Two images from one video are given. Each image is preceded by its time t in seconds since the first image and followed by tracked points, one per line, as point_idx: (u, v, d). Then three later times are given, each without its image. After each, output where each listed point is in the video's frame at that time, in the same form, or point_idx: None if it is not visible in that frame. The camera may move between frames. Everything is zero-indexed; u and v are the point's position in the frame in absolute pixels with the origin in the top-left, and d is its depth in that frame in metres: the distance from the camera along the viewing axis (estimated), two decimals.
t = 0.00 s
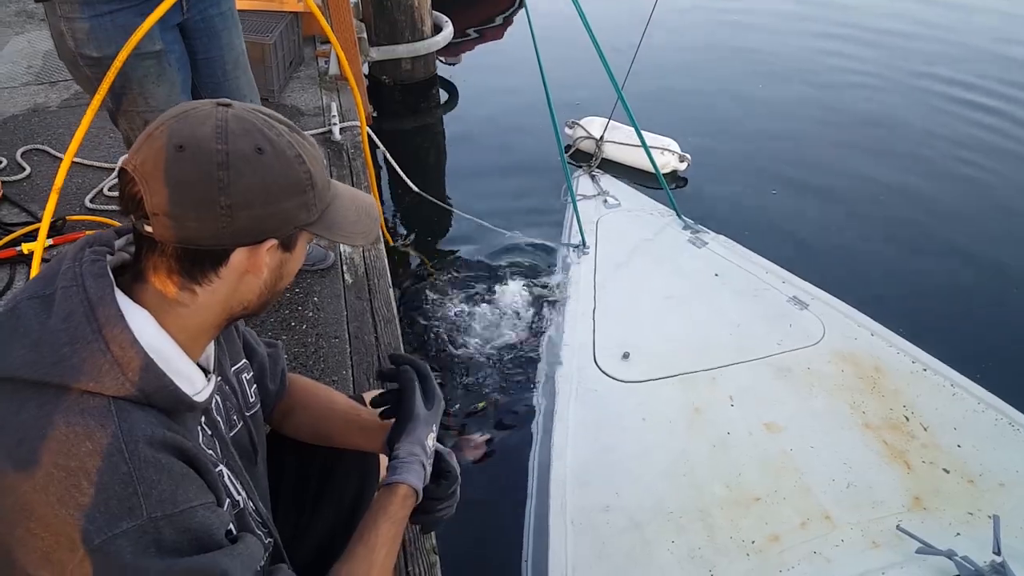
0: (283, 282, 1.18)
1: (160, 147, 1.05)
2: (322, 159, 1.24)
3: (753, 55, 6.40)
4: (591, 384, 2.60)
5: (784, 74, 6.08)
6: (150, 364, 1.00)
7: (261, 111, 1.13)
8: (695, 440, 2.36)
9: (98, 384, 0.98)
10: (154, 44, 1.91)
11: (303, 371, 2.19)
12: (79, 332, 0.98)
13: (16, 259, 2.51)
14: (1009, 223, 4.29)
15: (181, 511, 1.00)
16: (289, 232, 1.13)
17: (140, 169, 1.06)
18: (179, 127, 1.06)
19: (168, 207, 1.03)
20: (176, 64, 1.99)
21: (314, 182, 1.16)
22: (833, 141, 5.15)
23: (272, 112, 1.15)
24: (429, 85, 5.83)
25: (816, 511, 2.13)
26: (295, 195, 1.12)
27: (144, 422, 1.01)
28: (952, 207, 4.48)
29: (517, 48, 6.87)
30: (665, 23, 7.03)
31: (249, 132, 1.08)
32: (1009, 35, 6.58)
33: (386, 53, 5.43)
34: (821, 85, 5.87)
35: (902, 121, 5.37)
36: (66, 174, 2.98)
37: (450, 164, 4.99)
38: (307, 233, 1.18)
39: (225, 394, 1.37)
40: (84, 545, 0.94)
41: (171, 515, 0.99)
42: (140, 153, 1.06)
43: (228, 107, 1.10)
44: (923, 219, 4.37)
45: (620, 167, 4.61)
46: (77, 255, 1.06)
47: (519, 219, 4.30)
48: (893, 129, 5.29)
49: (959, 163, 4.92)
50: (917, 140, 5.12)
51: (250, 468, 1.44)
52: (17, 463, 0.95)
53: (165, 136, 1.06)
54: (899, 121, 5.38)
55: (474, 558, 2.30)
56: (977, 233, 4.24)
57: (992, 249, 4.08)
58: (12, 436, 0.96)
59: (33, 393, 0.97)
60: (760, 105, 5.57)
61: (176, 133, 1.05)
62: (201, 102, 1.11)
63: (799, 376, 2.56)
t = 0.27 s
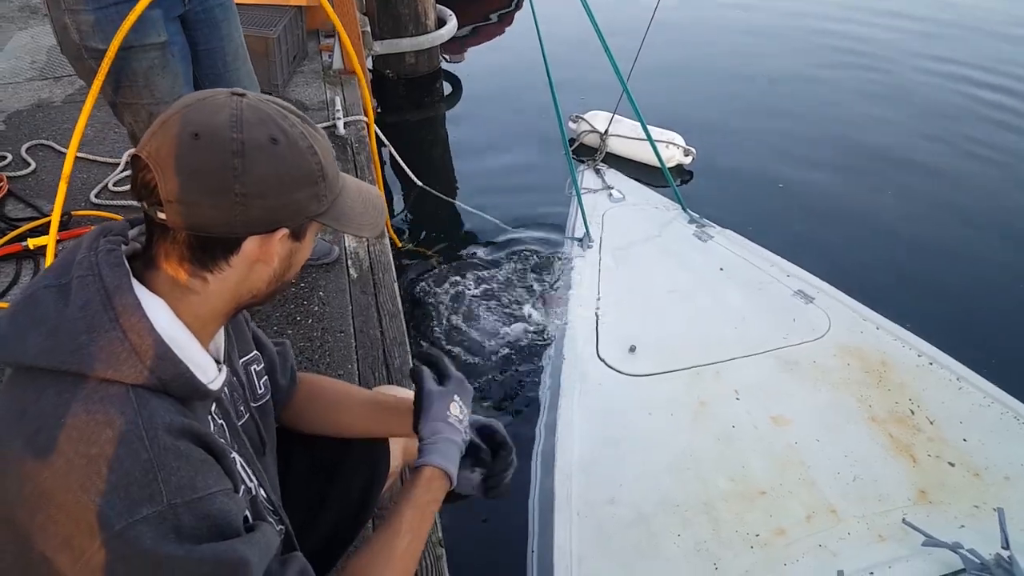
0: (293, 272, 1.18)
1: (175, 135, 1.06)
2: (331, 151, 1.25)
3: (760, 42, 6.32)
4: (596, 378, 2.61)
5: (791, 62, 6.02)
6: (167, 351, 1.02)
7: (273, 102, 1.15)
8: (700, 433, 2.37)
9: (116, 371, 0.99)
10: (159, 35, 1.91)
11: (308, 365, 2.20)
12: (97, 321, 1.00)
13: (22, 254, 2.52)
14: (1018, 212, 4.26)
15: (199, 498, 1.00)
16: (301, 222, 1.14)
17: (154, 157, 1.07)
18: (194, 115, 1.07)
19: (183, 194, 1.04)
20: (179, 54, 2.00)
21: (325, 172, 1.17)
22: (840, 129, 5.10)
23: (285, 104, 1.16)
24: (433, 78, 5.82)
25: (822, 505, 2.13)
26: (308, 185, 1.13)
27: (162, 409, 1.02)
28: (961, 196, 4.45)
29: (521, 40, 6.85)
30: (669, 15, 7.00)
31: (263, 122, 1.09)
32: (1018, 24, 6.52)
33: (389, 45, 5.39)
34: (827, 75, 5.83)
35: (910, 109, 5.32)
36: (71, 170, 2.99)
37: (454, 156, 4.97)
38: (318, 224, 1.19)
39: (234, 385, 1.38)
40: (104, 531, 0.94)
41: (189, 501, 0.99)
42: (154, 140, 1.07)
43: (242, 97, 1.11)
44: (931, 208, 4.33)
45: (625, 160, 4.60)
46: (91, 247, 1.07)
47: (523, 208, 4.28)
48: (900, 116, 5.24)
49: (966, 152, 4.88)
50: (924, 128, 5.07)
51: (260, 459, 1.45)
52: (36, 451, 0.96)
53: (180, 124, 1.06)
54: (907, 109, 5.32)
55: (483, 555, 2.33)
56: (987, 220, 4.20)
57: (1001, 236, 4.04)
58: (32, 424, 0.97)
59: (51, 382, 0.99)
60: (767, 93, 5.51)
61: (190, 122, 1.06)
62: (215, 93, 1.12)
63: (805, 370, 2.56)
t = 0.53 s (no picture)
0: (308, 262, 1.20)
1: (204, 121, 1.08)
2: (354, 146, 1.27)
3: (764, 45, 6.38)
4: (603, 370, 2.61)
5: (795, 65, 6.06)
6: (186, 332, 1.03)
7: (302, 95, 1.17)
8: (707, 426, 2.37)
9: (137, 350, 1.01)
10: (173, 23, 1.92)
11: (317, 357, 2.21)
12: (117, 300, 1.01)
13: (32, 247, 2.54)
14: None
15: (215, 476, 1.03)
16: (321, 213, 1.15)
17: (182, 142, 1.09)
18: (224, 103, 1.09)
19: (209, 179, 1.06)
20: (192, 43, 2.00)
21: (348, 167, 1.18)
22: (845, 127, 5.11)
23: (312, 97, 1.18)
24: (440, 71, 5.82)
25: (829, 498, 2.13)
26: (330, 177, 1.15)
27: (181, 388, 1.05)
28: (970, 191, 4.42)
29: (528, 34, 6.83)
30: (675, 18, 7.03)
31: (291, 113, 1.11)
32: None
33: (396, 39, 5.40)
34: (833, 77, 5.84)
35: (917, 109, 5.32)
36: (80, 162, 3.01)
37: (461, 149, 4.97)
38: (337, 216, 1.21)
39: (246, 369, 1.39)
40: (123, 507, 0.97)
41: (206, 479, 1.02)
42: (184, 125, 1.09)
43: (271, 88, 1.13)
44: (938, 204, 4.32)
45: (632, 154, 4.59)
46: (108, 228, 1.09)
47: (529, 199, 4.27)
48: (906, 116, 5.24)
49: (976, 149, 4.86)
50: (931, 127, 5.07)
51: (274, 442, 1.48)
52: (58, 428, 0.99)
53: (210, 110, 1.08)
54: (913, 109, 5.32)
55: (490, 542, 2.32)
56: (997, 215, 4.17)
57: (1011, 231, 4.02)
58: (52, 402, 0.99)
59: (72, 360, 1.01)
60: (771, 96, 5.56)
61: (220, 109, 1.08)
62: (245, 82, 1.14)
63: (813, 363, 2.55)
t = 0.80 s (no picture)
0: (324, 255, 1.20)
1: (233, 111, 1.09)
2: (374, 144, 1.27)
3: (770, 38, 6.35)
4: (610, 362, 2.61)
5: (801, 56, 6.03)
6: (207, 315, 1.04)
7: (330, 93, 1.18)
8: (713, 417, 2.37)
9: (157, 331, 1.02)
10: (184, 8, 1.91)
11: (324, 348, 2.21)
12: (136, 283, 1.02)
13: (40, 238, 2.54)
14: None
15: (237, 456, 1.05)
16: (341, 209, 1.16)
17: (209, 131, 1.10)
18: (253, 95, 1.10)
19: (235, 168, 1.07)
20: (204, 28, 1.99)
21: (370, 165, 1.19)
22: (852, 117, 5.08)
23: (339, 97, 1.19)
24: (446, 62, 5.80)
25: (836, 489, 2.13)
26: (353, 174, 1.15)
27: (202, 369, 1.06)
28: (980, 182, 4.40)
29: (534, 24, 6.80)
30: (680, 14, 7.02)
31: (319, 109, 1.11)
32: None
33: (402, 28, 5.36)
34: (841, 66, 5.81)
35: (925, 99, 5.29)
36: (86, 153, 3.01)
37: (467, 140, 4.96)
38: (355, 213, 1.21)
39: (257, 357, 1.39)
40: (146, 485, 0.98)
41: (227, 459, 1.04)
42: (213, 114, 1.10)
43: (300, 84, 1.14)
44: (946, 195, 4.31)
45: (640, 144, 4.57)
46: (124, 214, 1.09)
47: (536, 189, 4.26)
48: (914, 105, 5.21)
49: (985, 140, 4.83)
50: (939, 118, 5.04)
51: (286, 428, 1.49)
52: (76, 411, 0.99)
53: (239, 102, 1.09)
54: (921, 99, 5.29)
55: (499, 533, 2.35)
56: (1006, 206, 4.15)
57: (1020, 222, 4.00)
58: (72, 385, 1.00)
59: (92, 342, 1.01)
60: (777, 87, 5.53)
61: (249, 101, 1.09)
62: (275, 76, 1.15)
63: (821, 355, 2.55)
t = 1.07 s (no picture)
0: (327, 257, 1.20)
1: (246, 109, 1.09)
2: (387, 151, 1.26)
3: (777, 33, 6.32)
4: (615, 356, 2.60)
5: (809, 52, 5.99)
6: (214, 305, 1.04)
7: (346, 98, 1.17)
8: (720, 411, 2.36)
9: (163, 322, 1.02)
10: None
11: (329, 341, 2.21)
12: (141, 274, 1.02)
13: (47, 230, 2.55)
14: None
15: (244, 445, 1.04)
16: (345, 213, 1.16)
17: (221, 126, 1.10)
18: (268, 94, 1.10)
19: (243, 166, 1.07)
20: (212, 18, 1.99)
21: (378, 171, 1.18)
22: (860, 114, 5.06)
23: (354, 101, 1.19)
24: (453, 55, 5.79)
25: (842, 485, 2.12)
26: (360, 179, 1.15)
27: (207, 358, 1.06)
28: (989, 178, 4.38)
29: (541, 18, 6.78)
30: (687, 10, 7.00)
31: (330, 112, 1.11)
32: None
33: (408, 23, 5.47)
34: (848, 63, 5.78)
35: (933, 96, 5.26)
36: (93, 145, 3.01)
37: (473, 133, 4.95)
38: (360, 217, 1.21)
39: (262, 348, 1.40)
40: (154, 475, 0.99)
41: (235, 448, 1.03)
42: (226, 110, 1.10)
43: (315, 86, 1.13)
44: (953, 192, 4.29)
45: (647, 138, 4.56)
46: (127, 207, 1.09)
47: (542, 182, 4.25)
48: (921, 103, 5.20)
49: (995, 136, 4.80)
50: (946, 116, 5.02)
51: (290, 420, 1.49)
52: (83, 403, 0.99)
53: (252, 100, 1.10)
54: (928, 97, 5.27)
55: (504, 527, 2.35)
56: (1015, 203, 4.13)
57: None
58: (79, 376, 1.00)
59: (97, 333, 1.01)
60: (785, 83, 5.52)
61: (262, 99, 1.09)
62: (292, 77, 1.15)
63: (827, 350, 2.54)
